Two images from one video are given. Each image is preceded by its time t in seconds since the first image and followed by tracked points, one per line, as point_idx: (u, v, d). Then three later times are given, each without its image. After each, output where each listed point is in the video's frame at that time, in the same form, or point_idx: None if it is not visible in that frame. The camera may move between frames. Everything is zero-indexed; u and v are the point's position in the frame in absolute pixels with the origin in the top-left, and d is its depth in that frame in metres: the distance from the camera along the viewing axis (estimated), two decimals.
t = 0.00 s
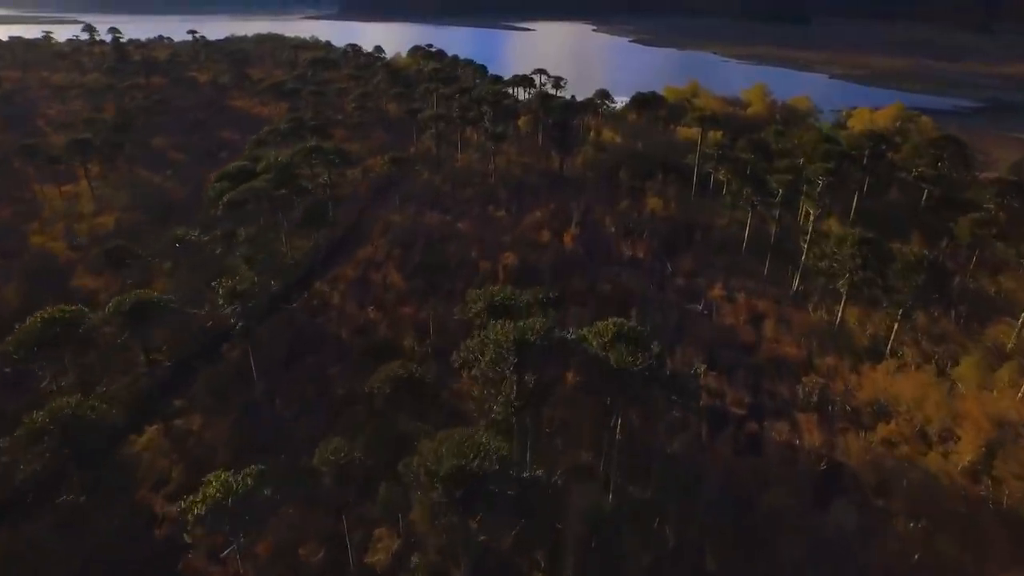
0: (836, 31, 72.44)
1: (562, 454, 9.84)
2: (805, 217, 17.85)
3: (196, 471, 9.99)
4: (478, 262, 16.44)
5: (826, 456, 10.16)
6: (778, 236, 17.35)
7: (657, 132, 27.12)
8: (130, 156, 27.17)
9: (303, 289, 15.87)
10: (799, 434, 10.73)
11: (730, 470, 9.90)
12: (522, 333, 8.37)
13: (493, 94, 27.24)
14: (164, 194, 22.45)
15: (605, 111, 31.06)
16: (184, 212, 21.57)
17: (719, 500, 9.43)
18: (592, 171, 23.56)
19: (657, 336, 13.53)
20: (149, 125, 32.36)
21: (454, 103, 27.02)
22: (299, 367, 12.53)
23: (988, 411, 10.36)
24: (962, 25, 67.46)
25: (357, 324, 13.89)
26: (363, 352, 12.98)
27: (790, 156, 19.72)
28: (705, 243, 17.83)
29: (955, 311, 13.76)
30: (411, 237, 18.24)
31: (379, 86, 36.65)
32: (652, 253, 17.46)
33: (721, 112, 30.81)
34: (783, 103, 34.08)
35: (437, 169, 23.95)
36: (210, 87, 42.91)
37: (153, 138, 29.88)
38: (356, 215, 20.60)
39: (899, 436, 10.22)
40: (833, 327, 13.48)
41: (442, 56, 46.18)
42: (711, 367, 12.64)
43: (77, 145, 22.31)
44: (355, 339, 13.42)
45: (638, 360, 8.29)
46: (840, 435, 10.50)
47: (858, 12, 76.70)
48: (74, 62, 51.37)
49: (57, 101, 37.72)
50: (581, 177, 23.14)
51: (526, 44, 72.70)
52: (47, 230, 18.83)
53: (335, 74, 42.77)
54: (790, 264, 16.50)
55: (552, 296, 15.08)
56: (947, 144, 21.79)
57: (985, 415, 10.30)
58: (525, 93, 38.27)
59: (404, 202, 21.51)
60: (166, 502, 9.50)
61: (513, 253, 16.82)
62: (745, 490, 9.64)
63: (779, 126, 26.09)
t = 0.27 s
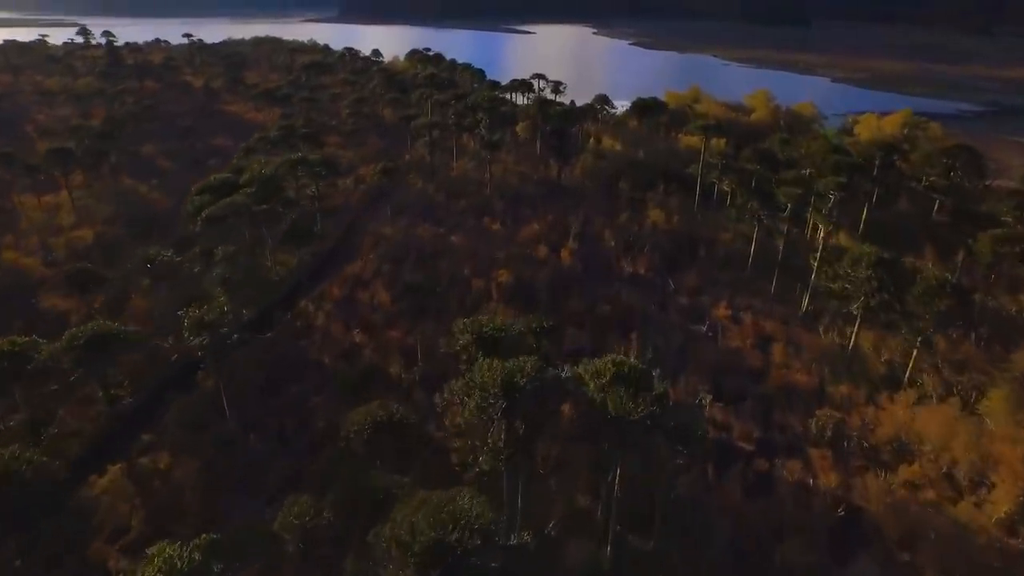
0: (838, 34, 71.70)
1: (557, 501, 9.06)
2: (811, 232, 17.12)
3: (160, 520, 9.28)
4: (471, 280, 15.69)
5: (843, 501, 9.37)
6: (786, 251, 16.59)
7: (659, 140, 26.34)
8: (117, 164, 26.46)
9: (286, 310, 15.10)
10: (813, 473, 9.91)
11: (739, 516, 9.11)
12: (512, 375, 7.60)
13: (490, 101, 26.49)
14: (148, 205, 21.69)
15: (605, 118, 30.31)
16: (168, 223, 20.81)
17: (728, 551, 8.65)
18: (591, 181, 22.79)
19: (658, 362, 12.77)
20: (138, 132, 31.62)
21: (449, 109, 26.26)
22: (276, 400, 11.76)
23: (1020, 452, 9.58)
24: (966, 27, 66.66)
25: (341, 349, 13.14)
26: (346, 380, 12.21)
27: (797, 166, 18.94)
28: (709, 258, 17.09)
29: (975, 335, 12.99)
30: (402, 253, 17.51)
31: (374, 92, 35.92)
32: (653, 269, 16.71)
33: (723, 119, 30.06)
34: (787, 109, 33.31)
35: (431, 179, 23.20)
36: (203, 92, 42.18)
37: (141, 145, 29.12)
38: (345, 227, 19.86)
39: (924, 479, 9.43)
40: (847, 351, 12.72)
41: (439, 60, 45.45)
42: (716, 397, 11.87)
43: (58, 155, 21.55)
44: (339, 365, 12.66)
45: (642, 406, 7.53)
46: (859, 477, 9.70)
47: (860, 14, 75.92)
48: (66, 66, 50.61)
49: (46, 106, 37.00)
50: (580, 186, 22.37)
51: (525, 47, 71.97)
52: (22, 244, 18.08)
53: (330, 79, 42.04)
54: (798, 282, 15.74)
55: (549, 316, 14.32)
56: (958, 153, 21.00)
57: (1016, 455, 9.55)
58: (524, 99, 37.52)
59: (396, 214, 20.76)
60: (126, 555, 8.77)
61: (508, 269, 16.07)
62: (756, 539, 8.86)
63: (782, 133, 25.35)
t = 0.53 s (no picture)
0: (840, 37, 71.09)
1: (552, 551, 8.39)
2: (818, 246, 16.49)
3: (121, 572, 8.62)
4: (465, 297, 15.06)
5: (861, 544, 8.67)
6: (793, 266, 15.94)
7: (660, 147, 25.70)
8: (105, 172, 25.84)
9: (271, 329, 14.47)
10: (827, 513, 9.22)
11: (748, 566, 8.44)
12: (503, 419, 6.97)
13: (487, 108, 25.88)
14: (133, 215, 21.04)
15: (605, 125, 29.68)
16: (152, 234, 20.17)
17: None
18: (591, 190, 22.14)
19: (660, 389, 12.11)
20: (129, 139, 31.02)
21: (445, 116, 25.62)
22: (253, 430, 11.05)
23: None
24: (969, 30, 66.01)
25: (326, 375, 12.50)
26: (331, 407, 11.54)
27: (804, 176, 18.26)
28: (712, 272, 16.40)
29: (997, 359, 12.27)
30: (394, 270, 16.87)
31: (371, 99, 35.34)
32: (655, 285, 16.05)
33: (725, 125, 29.39)
34: (790, 115, 32.65)
35: (426, 188, 22.57)
36: (198, 98, 41.61)
37: (130, 153, 28.49)
38: (336, 240, 19.22)
39: (950, 524, 8.76)
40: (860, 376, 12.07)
41: (437, 65, 44.85)
42: (722, 428, 11.20)
43: (40, 164, 20.94)
44: (322, 390, 11.99)
45: (643, 456, 6.99)
46: (877, 518, 9.01)
47: (862, 17, 75.33)
48: (60, 68, 49.97)
49: (37, 111, 36.39)
50: (579, 196, 21.72)
51: (525, 50, 71.38)
52: None
53: (327, 84, 41.43)
54: (807, 299, 15.07)
55: (545, 337, 13.66)
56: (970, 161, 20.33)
57: None
58: (523, 104, 36.90)
59: (389, 225, 20.11)
60: None
61: (503, 285, 15.42)
62: None
63: (788, 141, 24.70)
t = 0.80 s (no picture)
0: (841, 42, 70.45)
1: None
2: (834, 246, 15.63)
3: None
4: (456, 320, 14.29)
5: None
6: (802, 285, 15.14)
7: (662, 158, 24.93)
8: (89, 185, 25.09)
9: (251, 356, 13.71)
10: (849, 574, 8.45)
11: None
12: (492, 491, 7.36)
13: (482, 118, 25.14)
14: (114, 230, 20.26)
15: (604, 135, 28.93)
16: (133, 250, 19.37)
17: None
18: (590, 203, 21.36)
19: (663, 425, 11.34)
20: (116, 149, 30.27)
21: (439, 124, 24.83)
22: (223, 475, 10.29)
23: None
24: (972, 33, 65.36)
25: (306, 409, 11.72)
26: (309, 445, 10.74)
27: (812, 190, 17.49)
28: (717, 292, 15.63)
29: None
30: (383, 291, 16.12)
31: (365, 109, 34.61)
32: (657, 307, 15.27)
33: (728, 135, 28.61)
34: (794, 123, 31.87)
35: (420, 201, 21.79)
36: (190, 106, 40.89)
37: (116, 163, 27.72)
38: (324, 257, 18.45)
39: None
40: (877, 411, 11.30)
41: (433, 72, 44.13)
42: (730, 469, 10.43)
43: (17, 178, 20.16)
44: (302, 425, 11.22)
45: (644, 528, 7.67)
46: None
47: (863, 21, 74.74)
48: (50, 75, 49.19)
49: (25, 119, 35.63)
50: (577, 210, 20.92)
51: (523, 56, 70.67)
52: None
53: (321, 91, 40.71)
54: (817, 322, 14.30)
55: (541, 365, 12.86)
56: (983, 172, 19.55)
57: None
58: (520, 111, 36.12)
59: (380, 241, 19.32)
60: None
61: (497, 308, 14.64)
62: None
63: (792, 152, 23.96)
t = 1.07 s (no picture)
0: (843, 49, 69.86)
1: None
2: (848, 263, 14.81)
3: None
4: (446, 348, 13.53)
5: None
6: (812, 308, 14.32)
7: (663, 170, 24.18)
8: (73, 198, 24.37)
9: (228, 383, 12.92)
10: None
11: None
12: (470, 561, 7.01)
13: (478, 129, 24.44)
14: (95, 247, 19.51)
15: (603, 146, 28.20)
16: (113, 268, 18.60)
17: None
18: (588, 217, 20.57)
19: (665, 465, 10.57)
20: (104, 161, 29.58)
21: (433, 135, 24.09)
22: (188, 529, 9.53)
23: None
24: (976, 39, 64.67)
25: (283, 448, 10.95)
26: (282, 494, 9.92)
27: (820, 206, 16.72)
28: (722, 315, 14.84)
29: None
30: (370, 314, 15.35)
31: (360, 119, 33.96)
32: (658, 331, 14.47)
33: (731, 146, 27.86)
34: (798, 134, 31.14)
35: (412, 216, 21.05)
36: (183, 116, 40.24)
37: (102, 175, 27.00)
38: (310, 277, 17.70)
39: None
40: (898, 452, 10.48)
41: (431, 81, 43.50)
42: (739, 517, 9.64)
43: None
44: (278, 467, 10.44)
45: None
46: None
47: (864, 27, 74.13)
48: (43, 83, 48.56)
49: (13, 129, 34.94)
50: (575, 225, 20.15)
51: (523, 63, 70.10)
52: None
53: (316, 100, 40.03)
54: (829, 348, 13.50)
55: (535, 397, 12.09)
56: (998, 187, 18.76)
57: None
58: (519, 121, 35.42)
59: (369, 260, 18.58)
60: None
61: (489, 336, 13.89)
62: None
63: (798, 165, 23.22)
